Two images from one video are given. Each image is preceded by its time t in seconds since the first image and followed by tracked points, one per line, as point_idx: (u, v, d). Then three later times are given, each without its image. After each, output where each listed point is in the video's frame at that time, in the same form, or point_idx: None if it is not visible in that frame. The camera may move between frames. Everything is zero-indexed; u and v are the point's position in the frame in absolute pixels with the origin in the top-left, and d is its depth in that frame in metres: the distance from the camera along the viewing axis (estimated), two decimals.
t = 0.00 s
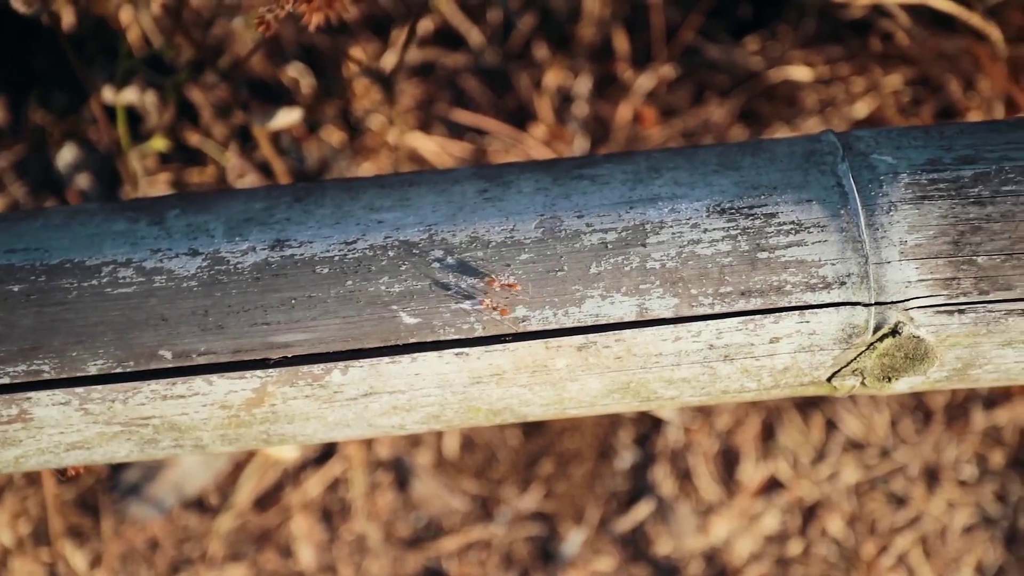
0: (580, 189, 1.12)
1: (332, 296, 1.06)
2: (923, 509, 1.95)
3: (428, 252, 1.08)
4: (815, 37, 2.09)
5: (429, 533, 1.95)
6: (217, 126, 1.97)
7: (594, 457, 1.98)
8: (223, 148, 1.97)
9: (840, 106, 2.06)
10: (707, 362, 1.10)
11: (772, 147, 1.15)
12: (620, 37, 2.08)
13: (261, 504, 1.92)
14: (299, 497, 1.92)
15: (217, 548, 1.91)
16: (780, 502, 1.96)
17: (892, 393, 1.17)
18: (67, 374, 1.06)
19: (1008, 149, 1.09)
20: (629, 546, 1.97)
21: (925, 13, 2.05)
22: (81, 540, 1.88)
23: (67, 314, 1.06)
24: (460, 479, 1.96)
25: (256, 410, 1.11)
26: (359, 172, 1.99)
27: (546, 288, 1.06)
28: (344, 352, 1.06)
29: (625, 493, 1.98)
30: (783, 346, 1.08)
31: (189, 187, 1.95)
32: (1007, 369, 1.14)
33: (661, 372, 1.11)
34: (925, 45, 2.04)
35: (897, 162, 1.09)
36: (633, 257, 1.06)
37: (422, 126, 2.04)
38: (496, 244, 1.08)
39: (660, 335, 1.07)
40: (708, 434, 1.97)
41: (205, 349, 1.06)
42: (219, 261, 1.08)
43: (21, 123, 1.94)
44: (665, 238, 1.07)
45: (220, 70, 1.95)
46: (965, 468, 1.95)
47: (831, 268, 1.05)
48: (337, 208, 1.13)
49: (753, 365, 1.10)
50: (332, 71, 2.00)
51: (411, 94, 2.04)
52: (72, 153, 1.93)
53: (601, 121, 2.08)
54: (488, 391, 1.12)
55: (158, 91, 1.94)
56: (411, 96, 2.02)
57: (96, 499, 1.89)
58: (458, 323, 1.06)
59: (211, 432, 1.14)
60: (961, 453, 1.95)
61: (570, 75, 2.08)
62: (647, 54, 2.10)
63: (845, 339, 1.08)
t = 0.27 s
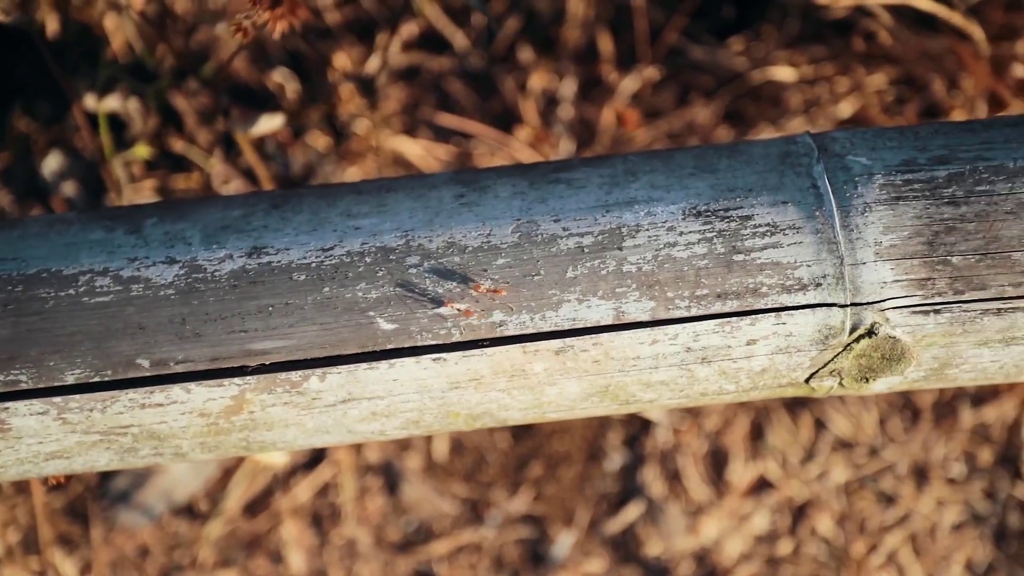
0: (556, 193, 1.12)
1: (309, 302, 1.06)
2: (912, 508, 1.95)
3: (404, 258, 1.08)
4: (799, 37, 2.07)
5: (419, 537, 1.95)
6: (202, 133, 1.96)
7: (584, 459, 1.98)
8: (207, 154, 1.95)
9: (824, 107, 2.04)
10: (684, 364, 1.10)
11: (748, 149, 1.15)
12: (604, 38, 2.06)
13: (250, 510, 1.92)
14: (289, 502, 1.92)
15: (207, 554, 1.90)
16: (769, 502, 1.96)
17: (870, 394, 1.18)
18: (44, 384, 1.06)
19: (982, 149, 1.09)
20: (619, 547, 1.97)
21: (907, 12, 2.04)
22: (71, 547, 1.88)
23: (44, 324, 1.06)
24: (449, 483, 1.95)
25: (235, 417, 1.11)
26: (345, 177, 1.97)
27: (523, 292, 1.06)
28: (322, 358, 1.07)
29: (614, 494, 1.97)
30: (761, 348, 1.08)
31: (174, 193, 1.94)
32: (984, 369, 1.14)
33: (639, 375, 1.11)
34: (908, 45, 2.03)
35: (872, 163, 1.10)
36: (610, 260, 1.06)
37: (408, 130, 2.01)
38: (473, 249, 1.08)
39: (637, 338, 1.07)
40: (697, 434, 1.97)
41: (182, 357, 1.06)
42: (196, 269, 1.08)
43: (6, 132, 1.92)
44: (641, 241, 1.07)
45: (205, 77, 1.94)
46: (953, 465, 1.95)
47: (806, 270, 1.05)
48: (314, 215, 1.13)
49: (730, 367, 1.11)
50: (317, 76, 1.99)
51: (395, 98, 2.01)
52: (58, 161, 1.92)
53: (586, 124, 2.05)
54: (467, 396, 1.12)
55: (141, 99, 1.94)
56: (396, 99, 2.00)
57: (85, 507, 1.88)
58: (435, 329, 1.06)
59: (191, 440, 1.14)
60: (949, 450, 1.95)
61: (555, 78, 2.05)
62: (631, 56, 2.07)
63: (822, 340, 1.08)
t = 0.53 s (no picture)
0: (540, 197, 1.13)
1: (294, 308, 1.06)
2: (905, 506, 1.94)
3: (389, 263, 1.08)
4: (789, 37, 2.05)
5: (414, 540, 1.93)
6: (191, 138, 1.94)
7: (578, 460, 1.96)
8: (198, 159, 1.94)
9: (814, 106, 2.02)
10: (669, 366, 1.10)
11: (732, 151, 1.16)
12: (594, 39, 2.03)
13: (245, 514, 1.91)
14: (283, 506, 1.91)
15: (201, 559, 1.89)
16: (763, 502, 1.95)
17: (854, 394, 1.18)
18: (30, 392, 1.07)
19: (964, 149, 1.09)
20: (614, 548, 1.96)
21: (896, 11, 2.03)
22: (66, 553, 1.86)
23: (29, 332, 1.06)
24: (443, 485, 1.94)
25: (221, 423, 1.11)
26: (336, 181, 1.96)
27: (507, 296, 1.06)
28: (307, 364, 1.07)
29: (608, 496, 1.96)
30: (745, 349, 1.09)
31: (165, 199, 1.92)
32: (968, 368, 1.15)
33: (624, 377, 1.11)
34: (896, 44, 2.02)
35: (855, 164, 1.10)
36: (594, 263, 1.07)
37: (398, 134, 1.99)
38: (457, 253, 1.08)
39: (622, 341, 1.07)
40: (690, 435, 1.96)
41: (167, 363, 1.06)
42: (181, 275, 1.08)
43: None
44: (625, 244, 1.07)
45: (197, 82, 1.93)
46: (946, 464, 1.94)
47: (790, 271, 1.05)
48: (299, 220, 1.13)
49: (715, 368, 1.11)
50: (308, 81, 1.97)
51: (386, 102, 1.99)
52: (49, 167, 1.90)
53: (577, 125, 2.03)
54: (452, 399, 1.12)
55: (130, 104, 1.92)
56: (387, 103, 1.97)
57: (79, 512, 1.86)
58: (420, 333, 1.06)
59: (177, 446, 1.14)
60: (943, 449, 1.94)
61: (545, 80, 2.03)
62: (621, 57, 2.04)
63: (806, 341, 1.08)
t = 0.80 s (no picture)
0: (522, 198, 1.13)
1: (277, 312, 1.07)
2: (898, 504, 1.93)
3: (371, 266, 1.08)
4: (776, 37, 2.05)
5: (407, 542, 1.93)
6: (179, 143, 1.93)
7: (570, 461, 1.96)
8: (186, 164, 1.92)
9: (802, 105, 2.02)
10: (652, 367, 1.10)
11: (714, 151, 1.16)
12: (583, 40, 2.03)
13: (237, 518, 1.90)
14: (276, 510, 1.90)
15: (194, 563, 1.88)
16: (755, 501, 1.94)
17: (839, 393, 1.18)
18: (13, 398, 1.07)
19: (944, 148, 1.10)
20: (606, 548, 1.95)
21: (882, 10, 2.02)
22: (58, 559, 1.85)
23: (12, 339, 1.07)
24: (435, 488, 1.93)
25: (204, 427, 1.11)
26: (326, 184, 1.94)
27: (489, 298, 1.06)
28: (290, 368, 1.07)
29: (601, 496, 1.95)
30: (728, 349, 1.09)
31: (155, 203, 1.92)
32: (951, 366, 1.15)
33: (607, 378, 1.11)
34: (883, 42, 2.02)
35: (836, 164, 1.10)
36: (576, 265, 1.07)
37: (388, 136, 1.99)
38: (439, 256, 1.08)
39: (605, 342, 1.07)
40: (683, 434, 1.95)
41: (150, 369, 1.06)
42: (163, 280, 1.08)
43: None
44: (607, 245, 1.07)
45: (188, 87, 1.92)
46: (938, 461, 1.93)
47: (772, 271, 1.05)
48: (282, 224, 1.13)
49: (698, 368, 1.11)
50: (297, 84, 1.96)
51: (376, 105, 1.99)
52: (38, 172, 1.89)
53: (566, 126, 2.02)
54: (436, 402, 1.12)
55: (117, 110, 1.91)
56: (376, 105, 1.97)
57: (72, 518, 1.85)
58: (403, 336, 1.06)
59: (161, 451, 1.14)
60: (935, 446, 1.93)
61: (534, 81, 2.02)
62: (609, 57, 2.04)
63: (789, 341, 1.08)
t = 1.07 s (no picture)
0: (501, 200, 1.12)
1: (255, 316, 1.06)
2: (888, 501, 1.92)
3: (350, 269, 1.08)
4: (762, 35, 2.04)
5: (397, 544, 1.91)
6: (165, 146, 1.91)
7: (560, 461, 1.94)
8: (172, 168, 1.91)
9: (788, 103, 2.01)
10: (632, 367, 1.10)
11: (693, 151, 1.16)
12: (569, 41, 2.01)
13: (227, 522, 1.88)
14: (266, 513, 1.88)
15: (184, 567, 1.86)
16: (746, 499, 1.92)
17: (820, 391, 1.18)
18: None
19: (922, 146, 1.10)
20: (597, 548, 1.94)
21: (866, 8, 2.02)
22: (47, 565, 1.84)
23: None
24: (425, 489, 1.92)
25: (184, 432, 1.11)
26: (312, 187, 1.93)
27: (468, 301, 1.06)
28: (269, 371, 1.07)
29: (591, 496, 1.94)
30: (708, 349, 1.09)
31: (142, 208, 1.89)
32: (931, 363, 1.15)
33: (587, 379, 1.11)
34: (868, 40, 2.01)
35: (814, 162, 1.10)
36: (555, 266, 1.06)
37: (375, 138, 1.97)
38: (418, 258, 1.08)
39: (584, 342, 1.07)
40: (672, 434, 1.94)
41: (129, 374, 1.06)
42: (141, 285, 1.08)
43: None
44: (586, 246, 1.07)
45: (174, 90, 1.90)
46: (928, 458, 1.92)
47: (750, 270, 1.05)
48: (260, 228, 1.13)
49: (679, 368, 1.11)
50: (283, 87, 1.95)
51: (362, 107, 1.97)
52: (24, 177, 1.87)
53: (553, 127, 2.01)
54: (416, 404, 1.12)
55: (101, 114, 1.89)
56: (362, 107, 1.95)
57: (61, 524, 1.84)
58: (382, 339, 1.06)
59: (141, 457, 1.14)
60: (924, 443, 1.92)
61: (520, 82, 2.01)
62: (596, 58, 2.03)
63: (768, 340, 1.08)
